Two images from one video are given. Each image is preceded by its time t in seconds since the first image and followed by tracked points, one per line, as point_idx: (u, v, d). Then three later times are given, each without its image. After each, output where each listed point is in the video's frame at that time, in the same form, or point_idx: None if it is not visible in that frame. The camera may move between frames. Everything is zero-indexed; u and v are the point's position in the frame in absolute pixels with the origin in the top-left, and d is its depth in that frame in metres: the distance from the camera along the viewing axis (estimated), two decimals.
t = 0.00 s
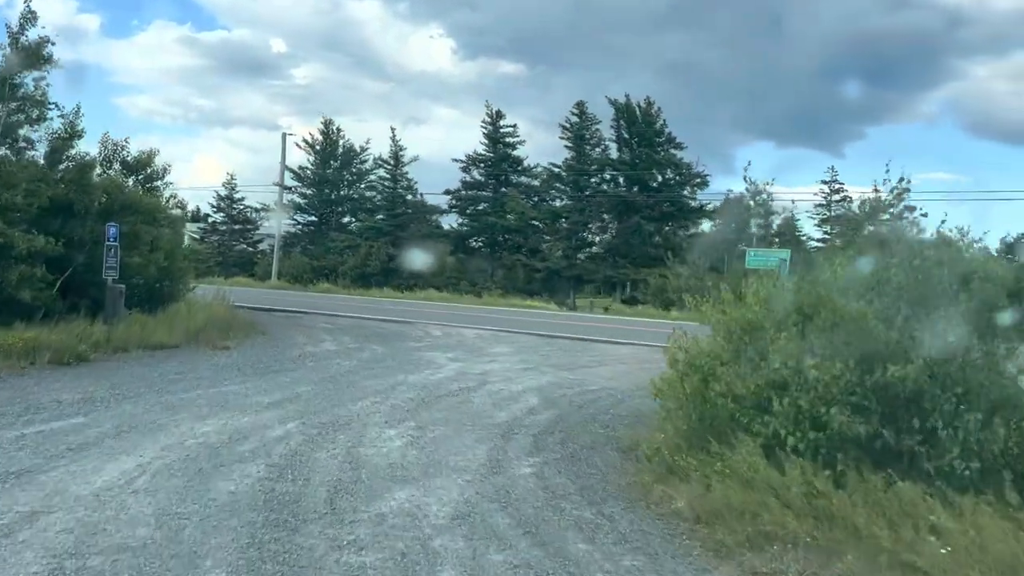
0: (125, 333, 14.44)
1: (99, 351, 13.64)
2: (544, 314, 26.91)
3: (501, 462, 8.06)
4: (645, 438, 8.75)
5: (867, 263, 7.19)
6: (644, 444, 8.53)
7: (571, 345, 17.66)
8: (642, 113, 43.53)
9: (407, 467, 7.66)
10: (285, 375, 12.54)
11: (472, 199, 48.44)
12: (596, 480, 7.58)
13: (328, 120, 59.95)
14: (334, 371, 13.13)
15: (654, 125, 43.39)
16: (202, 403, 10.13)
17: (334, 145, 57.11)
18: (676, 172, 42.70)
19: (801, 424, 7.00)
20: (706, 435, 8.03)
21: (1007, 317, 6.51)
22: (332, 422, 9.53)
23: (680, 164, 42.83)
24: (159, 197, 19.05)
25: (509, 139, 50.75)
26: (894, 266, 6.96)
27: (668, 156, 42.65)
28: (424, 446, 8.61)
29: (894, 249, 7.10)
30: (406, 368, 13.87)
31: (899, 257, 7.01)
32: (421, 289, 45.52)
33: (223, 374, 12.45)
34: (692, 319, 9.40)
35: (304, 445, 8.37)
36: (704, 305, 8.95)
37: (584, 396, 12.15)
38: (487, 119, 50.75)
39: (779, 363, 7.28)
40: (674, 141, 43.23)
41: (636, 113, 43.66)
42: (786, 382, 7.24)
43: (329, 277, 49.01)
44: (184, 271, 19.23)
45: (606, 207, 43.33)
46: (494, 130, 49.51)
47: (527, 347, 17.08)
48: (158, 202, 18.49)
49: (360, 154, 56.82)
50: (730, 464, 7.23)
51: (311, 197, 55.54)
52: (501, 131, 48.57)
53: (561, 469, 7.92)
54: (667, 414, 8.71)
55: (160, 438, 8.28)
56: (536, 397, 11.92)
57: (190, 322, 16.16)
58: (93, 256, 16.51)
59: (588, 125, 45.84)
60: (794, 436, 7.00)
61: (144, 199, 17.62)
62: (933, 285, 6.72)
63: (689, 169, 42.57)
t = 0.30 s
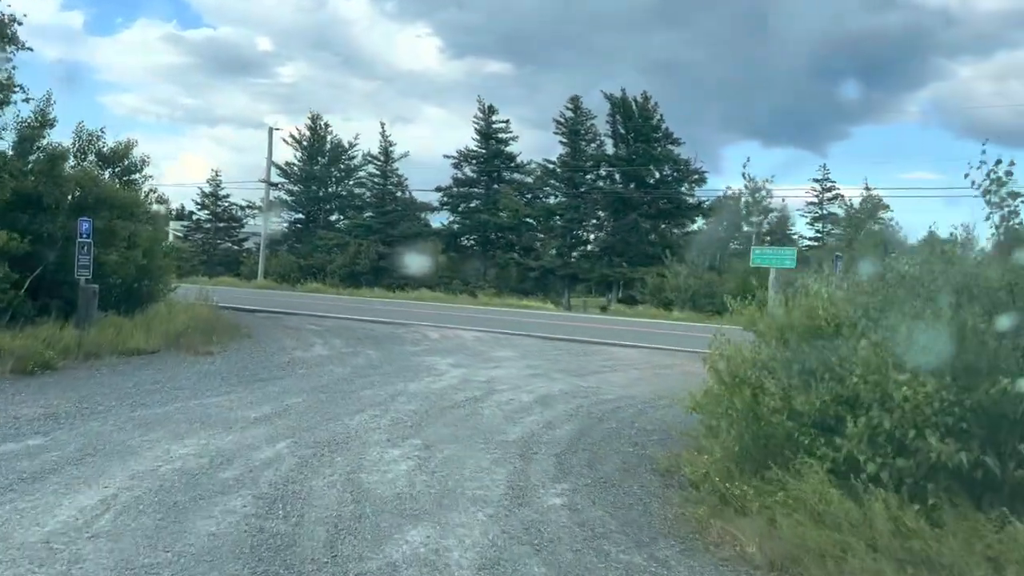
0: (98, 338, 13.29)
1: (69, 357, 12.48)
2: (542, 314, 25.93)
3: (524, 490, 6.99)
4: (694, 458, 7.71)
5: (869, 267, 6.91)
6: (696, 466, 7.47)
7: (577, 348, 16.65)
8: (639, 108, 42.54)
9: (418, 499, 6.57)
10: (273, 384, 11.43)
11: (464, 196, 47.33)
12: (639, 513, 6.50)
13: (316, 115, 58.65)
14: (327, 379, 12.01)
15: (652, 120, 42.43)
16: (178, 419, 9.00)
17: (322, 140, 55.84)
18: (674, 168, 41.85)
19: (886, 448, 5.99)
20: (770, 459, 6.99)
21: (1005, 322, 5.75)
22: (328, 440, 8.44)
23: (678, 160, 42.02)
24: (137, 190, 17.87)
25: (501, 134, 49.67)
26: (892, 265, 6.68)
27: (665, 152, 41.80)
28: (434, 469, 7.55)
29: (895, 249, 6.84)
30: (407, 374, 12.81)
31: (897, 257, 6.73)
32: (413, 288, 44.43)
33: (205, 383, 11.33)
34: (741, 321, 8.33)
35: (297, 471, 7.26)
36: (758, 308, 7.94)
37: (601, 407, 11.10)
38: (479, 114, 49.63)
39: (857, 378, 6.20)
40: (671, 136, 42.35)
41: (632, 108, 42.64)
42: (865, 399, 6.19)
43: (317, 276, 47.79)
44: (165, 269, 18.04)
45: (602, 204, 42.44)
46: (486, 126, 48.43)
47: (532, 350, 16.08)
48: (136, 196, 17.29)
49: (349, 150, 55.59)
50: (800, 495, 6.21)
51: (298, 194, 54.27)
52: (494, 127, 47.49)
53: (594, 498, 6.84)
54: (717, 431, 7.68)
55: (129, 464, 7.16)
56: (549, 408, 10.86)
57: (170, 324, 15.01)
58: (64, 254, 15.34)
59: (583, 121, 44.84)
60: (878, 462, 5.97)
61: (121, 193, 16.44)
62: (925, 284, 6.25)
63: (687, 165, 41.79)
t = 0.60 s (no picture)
0: (58, 345, 12.13)
1: (25, 367, 11.32)
2: (535, 317, 24.91)
3: (545, 531, 5.98)
4: (739, 490, 6.66)
5: (867, 268, 6.69)
6: (745, 504, 6.43)
7: (577, 355, 15.64)
8: (629, 105, 41.65)
9: (423, 547, 5.53)
10: (252, 398, 10.33)
11: (450, 194, 46.26)
12: (687, 565, 5.50)
13: (298, 110, 57.40)
14: (310, 392, 10.92)
15: (642, 117, 41.53)
16: (140, 442, 7.88)
17: (304, 137, 54.55)
18: (665, 166, 41.04)
19: (981, 490, 5.09)
20: (835, 495, 6.02)
21: (1002, 322, 5.48)
22: (314, 468, 7.39)
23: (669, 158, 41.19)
24: (106, 185, 16.67)
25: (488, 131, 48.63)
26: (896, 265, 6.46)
27: (657, 149, 41.01)
28: (436, 505, 6.51)
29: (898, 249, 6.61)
30: (398, 385, 11.75)
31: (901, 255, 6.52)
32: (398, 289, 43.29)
33: (175, 397, 10.20)
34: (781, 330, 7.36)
35: (278, 510, 6.19)
36: (796, 311, 6.97)
37: (613, 422, 10.09)
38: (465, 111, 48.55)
39: (951, 406, 5.27)
40: (662, 134, 41.51)
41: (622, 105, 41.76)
42: (955, 428, 5.28)
43: (298, 276, 46.50)
44: (137, 270, 16.84)
45: (592, 202, 41.62)
46: (472, 122, 47.38)
47: (530, 357, 15.08)
48: (104, 191, 16.09)
49: (331, 146, 54.33)
50: (882, 541, 5.22)
51: (279, 191, 53.00)
52: (481, 123, 46.46)
53: (628, 543, 5.84)
54: (763, 459, 6.66)
55: (78, 503, 6.07)
56: (558, 424, 9.84)
57: (139, 329, 13.87)
58: (24, 253, 14.14)
59: (571, 117, 43.91)
60: (977, 510, 5.03)
61: (87, 188, 15.27)
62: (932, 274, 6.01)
63: (679, 163, 40.96)
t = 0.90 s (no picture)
0: (6, 353, 10.93)
1: None
2: (522, 319, 23.87)
3: None
4: (801, 533, 5.72)
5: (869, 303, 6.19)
6: (809, 553, 5.49)
7: (575, 362, 14.62)
8: (615, 102, 40.70)
9: None
10: (221, 415, 9.20)
11: (431, 192, 45.28)
12: None
13: (273, 107, 55.99)
14: (288, 407, 9.81)
15: (628, 114, 40.64)
16: (87, 473, 6.75)
17: (280, 134, 53.20)
18: (651, 164, 40.24)
19: None
20: (920, 541, 4.94)
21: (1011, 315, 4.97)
22: (292, 505, 6.29)
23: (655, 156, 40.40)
24: (64, 179, 15.41)
25: (469, 129, 47.56)
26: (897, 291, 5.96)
27: (642, 147, 40.19)
28: (443, 553, 5.44)
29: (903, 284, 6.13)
30: (386, 398, 10.66)
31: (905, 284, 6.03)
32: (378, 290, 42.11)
33: (134, 413, 9.06)
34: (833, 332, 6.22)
35: (250, 563, 5.09)
36: (831, 320, 6.24)
37: (626, 441, 9.08)
38: (446, 107, 47.44)
39: None
40: (648, 131, 40.67)
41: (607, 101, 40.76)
42: None
43: (274, 276, 45.15)
44: (99, 270, 15.61)
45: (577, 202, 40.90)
46: (453, 119, 46.28)
47: (524, 364, 14.04)
48: (62, 185, 14.84)
49: (307, 143, 53.03)
50: None
51: (253, 189, 51.61)
52: (463, 120, 45.35)
53: None
54: (825, 495, 5.67)
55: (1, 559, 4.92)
56: (567, 442, 8.81)
57: (99, 334, 12.68)
58: None
59: (555, 114, 42.96)
60: None
61: (43, 182, 14.03)
62: (930, 288, 5.65)
63: (666, 161, 40.17)
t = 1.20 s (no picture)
0: None
1: None
2: (502, 323, 22.84)
3: None
4: None
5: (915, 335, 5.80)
6: None
7: (564, 370, 13.59)
8: (594, 99, 39.78)
9: None
10: (172, 439, 8.03)
11: (405, 191, 44.26)
12: None
13: (241, 102, 54.44)
14: (249, 427, 8.69)
15: (607, 112, 39.75)
16: None
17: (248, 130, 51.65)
18: (631, 163, 39.47)
19: None
20: None
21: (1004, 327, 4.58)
22: (248, 558, 5.18)
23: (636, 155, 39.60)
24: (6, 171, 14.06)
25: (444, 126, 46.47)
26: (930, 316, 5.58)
27: (622, 145, 39.34)
28: None
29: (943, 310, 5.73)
30: (360, 414, 9.55)
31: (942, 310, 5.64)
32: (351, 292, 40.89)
33: (70, 438, 7.86)
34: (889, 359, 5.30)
35: None
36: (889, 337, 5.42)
37: (633, 463, 8.07)
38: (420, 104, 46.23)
39: None
40: (628, 129, 39.83)
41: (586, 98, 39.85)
42: None
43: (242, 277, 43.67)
44: (46, 272, 14.29)
45: (556, 202, 40.22)
46: (427, 116, 45.11)
47: (511, 373, 12.98)
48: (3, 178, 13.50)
49: (277, 140, 51.54)
50: None
51: (220, 187, 50.04)
52: (438, 117, 44.22)
53: None
54: (901, 546, 4.72)
55: None
56: (568, 466, 7.79)
57: (40, 342, 11.41)
58: None
59: (532, 112, 41.98)
60: None
61: None
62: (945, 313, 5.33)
63: (646, 160, 39.38)
